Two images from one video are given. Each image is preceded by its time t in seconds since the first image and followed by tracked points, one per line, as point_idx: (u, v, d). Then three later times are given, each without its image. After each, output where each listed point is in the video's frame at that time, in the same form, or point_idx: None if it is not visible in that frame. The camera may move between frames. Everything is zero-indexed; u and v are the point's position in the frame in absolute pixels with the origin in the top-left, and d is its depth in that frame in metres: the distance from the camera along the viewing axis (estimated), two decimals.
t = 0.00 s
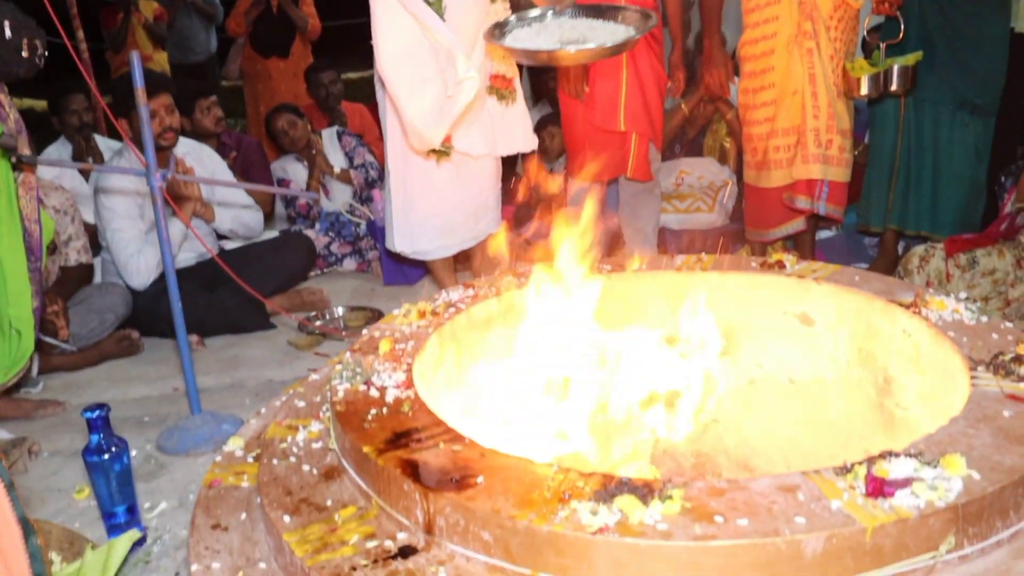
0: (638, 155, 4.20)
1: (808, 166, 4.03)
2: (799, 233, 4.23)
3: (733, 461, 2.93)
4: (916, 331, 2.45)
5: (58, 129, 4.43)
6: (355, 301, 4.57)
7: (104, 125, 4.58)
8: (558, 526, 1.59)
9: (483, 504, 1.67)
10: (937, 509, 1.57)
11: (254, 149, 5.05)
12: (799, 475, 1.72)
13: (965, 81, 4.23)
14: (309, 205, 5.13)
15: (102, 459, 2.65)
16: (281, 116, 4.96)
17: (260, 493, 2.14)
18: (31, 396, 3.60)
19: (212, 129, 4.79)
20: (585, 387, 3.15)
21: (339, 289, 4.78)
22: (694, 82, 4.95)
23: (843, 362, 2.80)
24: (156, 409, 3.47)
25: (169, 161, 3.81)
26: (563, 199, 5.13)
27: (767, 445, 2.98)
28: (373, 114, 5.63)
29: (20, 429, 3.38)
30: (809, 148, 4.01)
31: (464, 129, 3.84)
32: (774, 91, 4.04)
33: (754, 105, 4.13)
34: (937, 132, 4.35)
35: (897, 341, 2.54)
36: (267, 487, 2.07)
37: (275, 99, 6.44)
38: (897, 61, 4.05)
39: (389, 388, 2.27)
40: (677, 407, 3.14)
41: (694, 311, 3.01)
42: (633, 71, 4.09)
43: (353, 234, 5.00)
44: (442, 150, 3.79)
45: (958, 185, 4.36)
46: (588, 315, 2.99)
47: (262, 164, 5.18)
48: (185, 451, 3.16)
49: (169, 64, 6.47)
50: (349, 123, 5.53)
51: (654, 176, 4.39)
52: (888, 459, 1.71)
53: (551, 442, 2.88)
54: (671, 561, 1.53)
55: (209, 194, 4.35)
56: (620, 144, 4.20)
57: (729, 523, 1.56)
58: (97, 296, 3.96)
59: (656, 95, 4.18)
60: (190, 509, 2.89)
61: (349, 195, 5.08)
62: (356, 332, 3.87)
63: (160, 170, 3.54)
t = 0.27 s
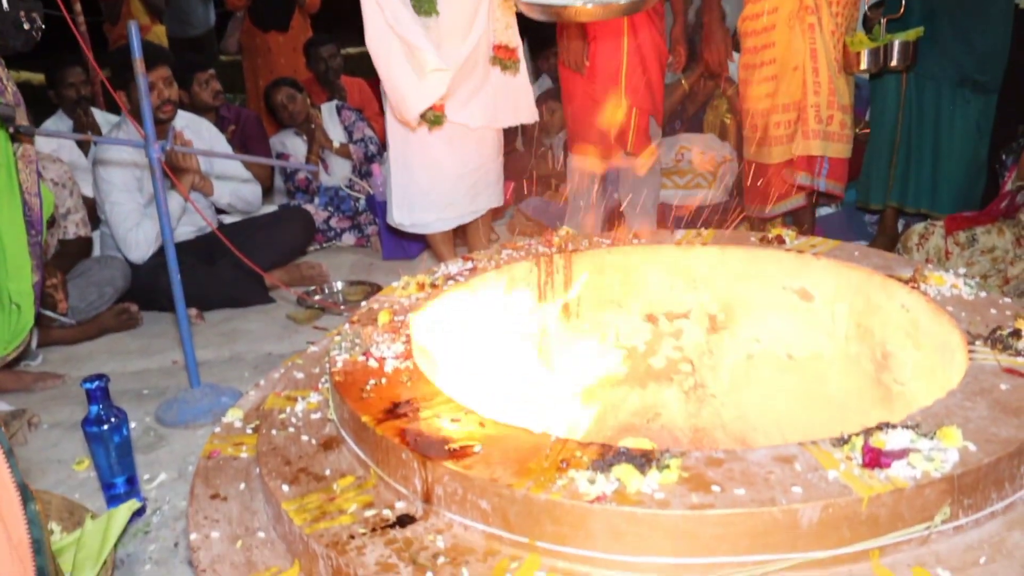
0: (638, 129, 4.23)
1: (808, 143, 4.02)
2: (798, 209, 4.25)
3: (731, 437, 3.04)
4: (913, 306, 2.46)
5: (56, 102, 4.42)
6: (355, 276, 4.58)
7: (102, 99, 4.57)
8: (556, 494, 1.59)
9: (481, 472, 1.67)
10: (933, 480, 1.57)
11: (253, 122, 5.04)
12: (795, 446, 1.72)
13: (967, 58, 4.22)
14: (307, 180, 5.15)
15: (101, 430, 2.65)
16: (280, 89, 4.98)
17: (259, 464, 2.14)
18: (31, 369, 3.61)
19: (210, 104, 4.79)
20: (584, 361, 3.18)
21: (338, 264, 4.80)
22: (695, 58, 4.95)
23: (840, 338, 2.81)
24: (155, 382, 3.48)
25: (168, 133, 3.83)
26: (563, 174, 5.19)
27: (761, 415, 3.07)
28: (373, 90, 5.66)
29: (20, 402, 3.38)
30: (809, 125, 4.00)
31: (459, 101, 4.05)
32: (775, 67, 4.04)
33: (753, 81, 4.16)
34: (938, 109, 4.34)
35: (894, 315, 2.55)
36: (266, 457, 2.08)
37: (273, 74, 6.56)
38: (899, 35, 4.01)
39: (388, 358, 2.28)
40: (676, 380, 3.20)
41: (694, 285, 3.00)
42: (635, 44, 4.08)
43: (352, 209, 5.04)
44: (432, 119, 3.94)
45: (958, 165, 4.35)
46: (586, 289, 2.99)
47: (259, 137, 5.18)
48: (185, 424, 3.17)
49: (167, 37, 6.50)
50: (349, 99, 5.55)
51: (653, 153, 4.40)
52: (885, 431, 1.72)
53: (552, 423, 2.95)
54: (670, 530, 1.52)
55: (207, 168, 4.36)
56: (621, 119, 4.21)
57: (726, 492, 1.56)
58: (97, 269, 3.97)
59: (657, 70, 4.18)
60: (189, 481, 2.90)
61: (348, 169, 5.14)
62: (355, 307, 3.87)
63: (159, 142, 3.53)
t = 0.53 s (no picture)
0: (636, 115, 4.21)
1: (807, 128, 4.01)
2: (796, 194, 4.22)
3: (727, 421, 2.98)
4: (912, 291, 2.45)
5: (52, 87, 4.41)
6: (353, 262, 4.58)
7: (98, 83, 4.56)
8: (553, 476, 1.59)
9: (479, 455, 1.67)
10: (929, 462, 1.57)
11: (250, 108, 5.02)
12: (793, 429, 1.73)
13: (967, 44, 4.23)
14: (305, 165, 5.12)
15: (99, 414, 2.65)
16: (277, 75, 4.98)
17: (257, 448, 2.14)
18: (29, 355, 3.60)
19: (208, 90, 4.78)
20: (583, 345, 3.20)
21: (335, 250, 4.79)
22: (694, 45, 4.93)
23: (838, 323, 2.80)
24: (153, 368, 3.48)
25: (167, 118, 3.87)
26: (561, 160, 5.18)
27: (759, 402, 3.04)
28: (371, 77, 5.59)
29: (18, 387, 3.38)
30: (808, 111, 3.99)
31: (460, 84, 4.14)
32: (774, 52, 4.04)
33: (751, 67, 4.18)
34: (937, 96, 4.35)
35: (892, 300, 2.54)
36: (264, 440, 2.09)
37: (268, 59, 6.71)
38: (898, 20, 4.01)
39: (385, 342, 2.28)
40: (673, 366, 3.22)
41: (691, 269, 2.99)
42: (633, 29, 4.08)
43: (350, 195, 5.09)
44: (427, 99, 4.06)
45: (957, 151, 4.35)
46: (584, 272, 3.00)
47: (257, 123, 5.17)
48: (183, 409, 3.17)
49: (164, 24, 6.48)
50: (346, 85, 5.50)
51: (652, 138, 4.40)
52: (882, 413, 1.72)
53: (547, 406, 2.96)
54: (667, 512, 1.53)
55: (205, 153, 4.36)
56: (618, 105, 4.22)
57: (724, 475, 1.56)
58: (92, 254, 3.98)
59: (655, 55, 4.15)
60: (187, 466, 2.90)
61: (346, 155, 5.09)
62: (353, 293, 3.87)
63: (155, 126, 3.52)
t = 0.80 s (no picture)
0: (635, 107, 4.20)
1: (805, 121, 3.99)
2: (794, 187, 4.23)
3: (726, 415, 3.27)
4: (910, 283, 2.44)
5: (50, 81, 4.40)
6: (352, 256, 4.58)
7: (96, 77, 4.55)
8: (552, 468, 1.59)
9: (478, 447, 1.67)
10: (928, 452, 1.57)
11: (247, 102, 5.02)
12: (792, 420, 1.73)
13: (966, 36, 4.22)
14: (303, 158, 5.21)
15: (98, 408, 2.65)
16: (275, 69, 4.95)
17: (256, 440, 2.14)
18: (28, 349, 3.60)
19: (206, 84, 4.77)
20: (582, 337, 3.21)
21: (334, 244, 4.80)
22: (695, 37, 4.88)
23: (837, 316, 2.80)
24: (152, 362, 3.48)
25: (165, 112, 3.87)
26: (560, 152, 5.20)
27: (758, 392, 3.22)
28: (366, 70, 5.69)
29: (16, 382, 3.38)
30: (806, 103, 3.97)
31: (459, 76, 4.17)
32: (773, 45, 4.05)
33: (750, 59, 4.18)
34: (936, 90, 4.35)
35: (891, 291, 2.54)
36: (263, 433, 2.09)
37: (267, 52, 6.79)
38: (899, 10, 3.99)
39: (384, 335, 2.27)
40: (673, 358, 3.31)
41: (690, 264, 2.98)
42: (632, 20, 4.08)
43: (349, 189, 5.09)
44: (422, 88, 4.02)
45: (956, 143, 4.35)
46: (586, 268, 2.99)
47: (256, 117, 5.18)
48: (182, 403, 3.17)
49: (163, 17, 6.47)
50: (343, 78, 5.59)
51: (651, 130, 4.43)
52: (881, 405, 1.72)
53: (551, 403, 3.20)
54: (667, 503, 1.53)
55: (204, 146, 4.36)
56: (617, 96, 4.22)
57: (722, 466, 1.56)
58: (91, 248, 3.97)
59: (653, 47, 4.16)
60: (186, 459, 2.90)
61: (345, 148, 5.13)
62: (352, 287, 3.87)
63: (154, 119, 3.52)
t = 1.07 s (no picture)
0: (636, 103, 4.19)
1: (805, 118, 4.00)
2: (796, 185, 4.26)
3: (727, 411, 3.15)
4: (911, 279, 2.44)
5: (49, 80, 4.39)
6: (352, 253, 4.57)
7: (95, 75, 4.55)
8: (553, 465, 1.59)
9: (479, 444, 1.67)
10: (929, 449, 1.57)
11: (248, 100, 5.02)
12: (793, 417, 1.72)
13: (965, 32, 4.21)
14: (303, 156, 5.21)
15: (98, 407, 2.65)
16: (275, 67, 4.99)
17: (256, 439, 2.14)
18: (28, 348, 3.60)
19: (205, 82, 4.76)
20: (582, 334, 3.21)
21: (335, 242, 4.80)
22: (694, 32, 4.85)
23: (838, 312, 2.81)
24: (152, 360, 3.48)
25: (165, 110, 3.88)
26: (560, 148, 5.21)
27: (760, 389, 3.17)
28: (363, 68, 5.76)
29: (17, 380, 3.37)
30: (807, 100, 3.98)
31: (461, 72, 4.16)
32: (772, 41, 4.04)
33: (750, 56, 4.16)
34: (936, 86, 4.34)
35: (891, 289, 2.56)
36: (263, 431, 2.09)
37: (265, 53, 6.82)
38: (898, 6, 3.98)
39: (385, 333, 2.27)
40: (673, 355, 3.28)
41: (690, 260, 2.98)
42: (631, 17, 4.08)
43: (349, 186, 5.07)
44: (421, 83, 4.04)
45: (956, 139, 4.35)
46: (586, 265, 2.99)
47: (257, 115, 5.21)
48: (182, 401, 3.16)
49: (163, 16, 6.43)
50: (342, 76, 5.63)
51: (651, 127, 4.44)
52: (881, 401, 1.72)
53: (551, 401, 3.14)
54: (667, 500, 1.52)
55: (204, 144, 4.36)
56: (617, 92, 4.20)
57: (723, 463, 1.56)
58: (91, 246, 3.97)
59: (653, 42, 4.14)
60: (187, 458, 2.90)
61: (345, 146, 5.11)
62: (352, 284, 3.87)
63: (154, 117, 3.53)
